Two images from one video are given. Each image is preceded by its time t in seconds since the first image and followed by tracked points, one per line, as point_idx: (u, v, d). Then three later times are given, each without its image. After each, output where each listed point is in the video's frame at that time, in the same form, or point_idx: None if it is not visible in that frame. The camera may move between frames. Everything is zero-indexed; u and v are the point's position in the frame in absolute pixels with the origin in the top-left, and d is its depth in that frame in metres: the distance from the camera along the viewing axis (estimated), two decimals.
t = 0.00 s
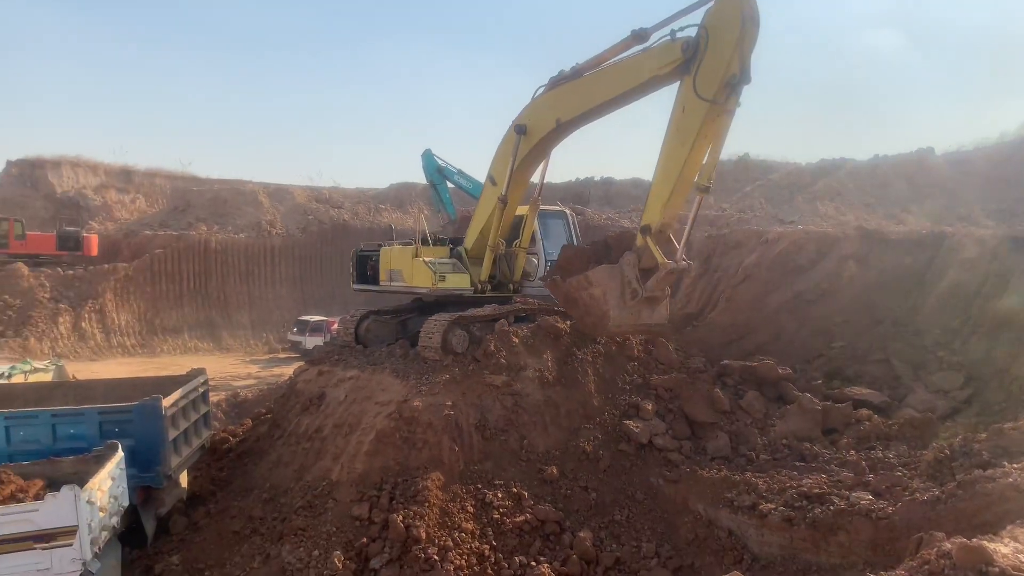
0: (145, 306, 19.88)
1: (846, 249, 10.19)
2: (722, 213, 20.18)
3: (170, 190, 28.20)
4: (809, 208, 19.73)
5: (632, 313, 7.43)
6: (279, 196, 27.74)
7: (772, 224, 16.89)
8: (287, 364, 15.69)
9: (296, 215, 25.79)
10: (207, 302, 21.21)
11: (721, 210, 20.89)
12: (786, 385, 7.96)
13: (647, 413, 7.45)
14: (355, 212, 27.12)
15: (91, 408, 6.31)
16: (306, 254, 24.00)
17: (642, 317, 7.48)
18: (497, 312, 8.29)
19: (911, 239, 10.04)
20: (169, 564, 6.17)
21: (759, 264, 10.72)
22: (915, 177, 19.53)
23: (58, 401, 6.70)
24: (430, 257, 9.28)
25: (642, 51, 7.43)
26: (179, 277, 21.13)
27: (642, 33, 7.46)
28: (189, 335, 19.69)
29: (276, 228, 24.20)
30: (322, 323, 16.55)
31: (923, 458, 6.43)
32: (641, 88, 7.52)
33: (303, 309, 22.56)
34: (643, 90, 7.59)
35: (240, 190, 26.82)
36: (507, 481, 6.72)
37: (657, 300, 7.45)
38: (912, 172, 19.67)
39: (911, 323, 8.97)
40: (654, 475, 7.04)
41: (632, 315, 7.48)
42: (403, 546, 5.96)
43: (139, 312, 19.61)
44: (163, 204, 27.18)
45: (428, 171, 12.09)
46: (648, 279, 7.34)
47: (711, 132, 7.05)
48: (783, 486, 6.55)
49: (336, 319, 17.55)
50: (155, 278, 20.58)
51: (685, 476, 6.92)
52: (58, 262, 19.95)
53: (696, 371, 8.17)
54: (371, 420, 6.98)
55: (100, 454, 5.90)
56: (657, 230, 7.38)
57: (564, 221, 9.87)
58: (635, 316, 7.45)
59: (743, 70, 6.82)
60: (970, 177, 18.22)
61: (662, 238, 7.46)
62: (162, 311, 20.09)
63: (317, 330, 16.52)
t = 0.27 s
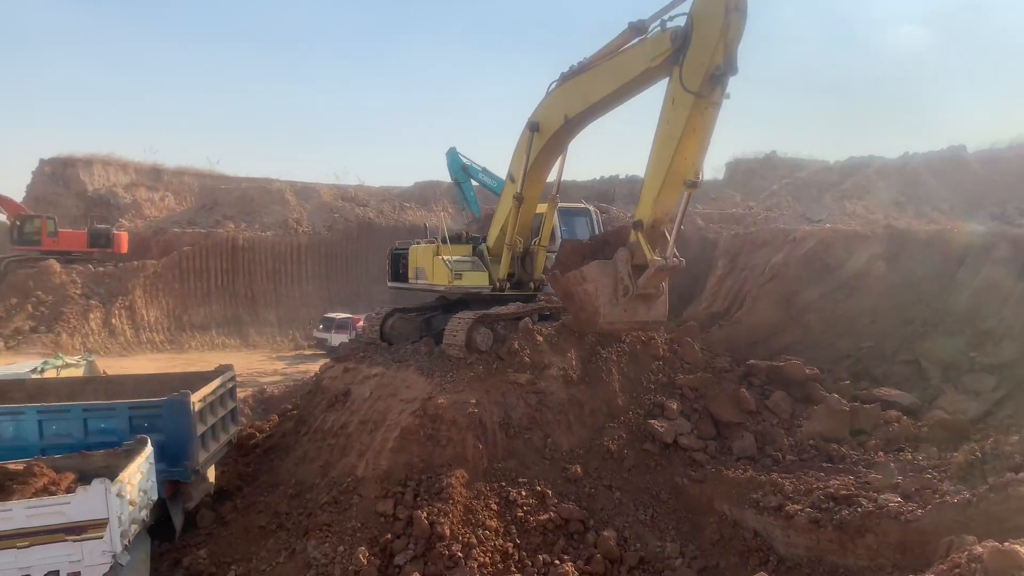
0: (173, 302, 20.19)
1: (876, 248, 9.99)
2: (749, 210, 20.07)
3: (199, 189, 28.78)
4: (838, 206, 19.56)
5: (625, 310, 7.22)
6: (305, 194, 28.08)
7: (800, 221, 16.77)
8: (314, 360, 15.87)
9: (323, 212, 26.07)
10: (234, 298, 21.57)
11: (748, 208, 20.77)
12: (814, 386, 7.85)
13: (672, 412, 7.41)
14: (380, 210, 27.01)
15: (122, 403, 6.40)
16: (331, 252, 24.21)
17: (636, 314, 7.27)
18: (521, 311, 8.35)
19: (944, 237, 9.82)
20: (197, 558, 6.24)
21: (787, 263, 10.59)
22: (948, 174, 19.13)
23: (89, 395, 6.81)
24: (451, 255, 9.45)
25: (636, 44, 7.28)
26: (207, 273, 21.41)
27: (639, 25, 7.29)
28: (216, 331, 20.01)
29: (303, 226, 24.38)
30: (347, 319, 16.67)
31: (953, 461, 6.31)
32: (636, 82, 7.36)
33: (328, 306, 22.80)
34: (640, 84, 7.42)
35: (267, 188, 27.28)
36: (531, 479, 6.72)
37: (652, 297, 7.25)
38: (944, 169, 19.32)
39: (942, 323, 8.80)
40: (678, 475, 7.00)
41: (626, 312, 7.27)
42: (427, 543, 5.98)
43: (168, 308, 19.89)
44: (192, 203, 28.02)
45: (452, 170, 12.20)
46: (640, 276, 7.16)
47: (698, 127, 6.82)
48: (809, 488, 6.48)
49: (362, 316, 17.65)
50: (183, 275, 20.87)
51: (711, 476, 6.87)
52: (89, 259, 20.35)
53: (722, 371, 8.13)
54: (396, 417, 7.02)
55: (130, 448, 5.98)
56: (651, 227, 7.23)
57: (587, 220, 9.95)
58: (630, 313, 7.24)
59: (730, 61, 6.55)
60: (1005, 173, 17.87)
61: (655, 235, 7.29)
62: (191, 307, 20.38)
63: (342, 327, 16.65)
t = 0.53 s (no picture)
0: (214, 295, 20.56)
1: (919, 245, 9.80)
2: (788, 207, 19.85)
3: (240, 184, 29.28)
4: (881, 203, 19.12)
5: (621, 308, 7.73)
6: (342, 189, 28.41)
7: (841, 218, 16.58)
8: (351, 354, 16.09)
9: (359, 208, 26.37)
10: (274, 293, 21.86)
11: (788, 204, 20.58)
12: (853, 384, 7.76)
13: (708, 410, 7.35)
14: (416, 205, 27.19)
15: (164, 394, 6.50)
16: (367, 247, 24.39)
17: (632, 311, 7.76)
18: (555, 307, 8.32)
19: (991, 235, 9.58)
20: (236, 547, 6.35)
21: (827, 260, 10.45)
22: (996, 171, 18.83)
23: (133, 386, 6.96)
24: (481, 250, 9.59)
25: (631, 37, 7.42)
26: (247, 267, 21.69)
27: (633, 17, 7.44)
28: (254, 325, 20.46)
29: (340, 221, 24.67)
30: (383, 314, 16.79)
31: (998, 462, 6.14)
32: (630, 76, 7.51)
33: (364, 300, 23.00)
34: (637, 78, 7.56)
35: (305, 184, 27.74)
36: (566, 475, 6.72)
37: (649, 294, 7.69)
38: (992, 166, 18.99)
39: (987, 323, 8.60)
40: (715, 473, 6.94)
41: (621, 309, 7.76)
42: (462, 536, 6.01)
43: (208, 301, 20.27)
44: (232, 198, 28.56)
45: (487, 166, 12.28)
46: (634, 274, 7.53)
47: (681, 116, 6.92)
48: (847, 487, 6.39)
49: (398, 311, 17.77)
50: (224, 269, 21.13)
51: (747, 474, 6.82)
52: (132, 253, 20.58)
53: (760, 369, 8.06)
54: (432, 411, 7.06)
55: (172, 439, 6.08)
56: (646, 225, 7.41)
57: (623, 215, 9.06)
58: (627, 310, 7.74)
59: (707, 49, 6.64)
60: None
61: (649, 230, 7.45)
62: (231, 301, 20.79)
63: (378, 322, 16.78)
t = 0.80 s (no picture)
0: (252, 289, 20.86)
1: (962, 240, 9.60)
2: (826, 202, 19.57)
3: (276, 179, 29.73)
4: (924, 197, 18.79)
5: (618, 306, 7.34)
6: (376, 184, 28.66)
7: (882, 212, 16.35)
8: (386, 347, 16.27)
9: (393, 203, 26.57)
10: (310, 287, 22.10)
11: (827, 198, 20.36)
12: (893, 381, 7.66)
13: (744, 406, 7.30)
14: (449, 200, 27.35)
15: (203, 385, 6.58)
16: (402, 242, 24.54)
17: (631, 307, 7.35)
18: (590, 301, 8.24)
19: None
20: (274, 537, 6.44)
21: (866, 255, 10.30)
22: None
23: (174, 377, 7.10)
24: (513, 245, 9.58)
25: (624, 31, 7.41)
26: (284, 261, 22.05)
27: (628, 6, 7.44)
28: (293, 318, 20.67)
29: (375, 215, 24.93)
30: (416, 308, 16.89)
31: None
32: (626, 69, 7.51)
33: (398, 293, 23.18)
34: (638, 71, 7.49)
35: (341, 178, 28.14)
36: (599, 470, 6.70)
37: (646, 289, 7.30)
38: None
39: None
40: (751, 469, 6.88)
41: (618, 305, 7.38)
42: (496, 529, 6.03)
43: (246, 295, 20.60)
44: (268, 192, 29.05)
45: (521, 160, 12.30)
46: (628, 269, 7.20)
47: (659, 106, 6.71)
48: (887, 486, 6.28)
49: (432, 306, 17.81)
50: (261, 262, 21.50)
51: (784, 471, 6.74)
52: (171, 246, 21.04)
53: (797, 366, 7.98)
54: (465, 404, 7.10)
55: (211, 429, 6.17)
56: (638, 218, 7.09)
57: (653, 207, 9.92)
58: (625, 305, 7.33)
59: (681, 35, 6.43)
60: None
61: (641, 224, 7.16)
62: (268, 294, 21.12)
63: (412, 316, 16.89)
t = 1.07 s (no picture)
0: (292, 282, 21.26)
1: (1015, 232, 9.33)
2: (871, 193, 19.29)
3: (316, 171, 30.29)
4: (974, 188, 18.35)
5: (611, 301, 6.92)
6: (415, 176, 28.83)
7: (932, 204, 16.02)
8: (424, 338, 16.49)
9: (432, 195, 26.70)
10: (350, 279, 22.43)
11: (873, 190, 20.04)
12: (940, 376, 7.51)
13: (785, 400, 7.23)
14: (487, 192, 27.44)
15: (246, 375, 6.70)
16: (440, 234, 24.59)
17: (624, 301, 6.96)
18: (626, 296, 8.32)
19: None
20: (315, 525, 6.62)
21: (912, 248, 10.09)
22: None
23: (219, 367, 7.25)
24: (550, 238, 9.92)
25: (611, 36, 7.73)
26: (323, 254, 22.36)
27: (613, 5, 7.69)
28: (332, 309, 21.05)
29: (413, 208, 25.12)
30: (454, 300, 16.97)
31: None
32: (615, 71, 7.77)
33: (435, 286, 23.39)
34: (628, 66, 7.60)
35: (379, 171, 28.48)
36: (637, 463, 6.66)
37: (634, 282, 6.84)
38: None
39: None
40: (792, 464, 6.80)
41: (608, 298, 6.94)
42: (534, 521, 6.03)
43: (287, 287, 21.02)
44: (309, 185, 29.65)
45: (559, 152, 12.22)
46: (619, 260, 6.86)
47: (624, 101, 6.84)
48: (933, 482, 6.14)
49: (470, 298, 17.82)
50: (301, 255, 21.88)
51: (826, 466, 6.66)
52: (214, 239, 21.57)
53: (840, 360, 7.91)
54: (503, 396, 7.11)
55: (254, 418, 6.29)
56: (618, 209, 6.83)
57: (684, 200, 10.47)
58: (615, 298, 6.91)
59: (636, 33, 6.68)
60: None
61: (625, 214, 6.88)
62: (310, 285, 21.50)
63: (450, 308, 16.97)
